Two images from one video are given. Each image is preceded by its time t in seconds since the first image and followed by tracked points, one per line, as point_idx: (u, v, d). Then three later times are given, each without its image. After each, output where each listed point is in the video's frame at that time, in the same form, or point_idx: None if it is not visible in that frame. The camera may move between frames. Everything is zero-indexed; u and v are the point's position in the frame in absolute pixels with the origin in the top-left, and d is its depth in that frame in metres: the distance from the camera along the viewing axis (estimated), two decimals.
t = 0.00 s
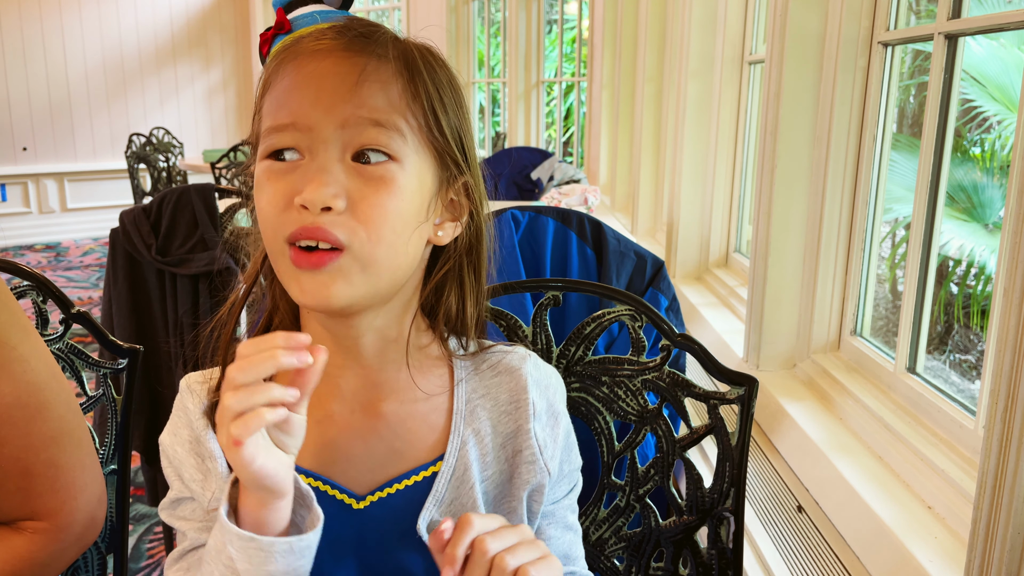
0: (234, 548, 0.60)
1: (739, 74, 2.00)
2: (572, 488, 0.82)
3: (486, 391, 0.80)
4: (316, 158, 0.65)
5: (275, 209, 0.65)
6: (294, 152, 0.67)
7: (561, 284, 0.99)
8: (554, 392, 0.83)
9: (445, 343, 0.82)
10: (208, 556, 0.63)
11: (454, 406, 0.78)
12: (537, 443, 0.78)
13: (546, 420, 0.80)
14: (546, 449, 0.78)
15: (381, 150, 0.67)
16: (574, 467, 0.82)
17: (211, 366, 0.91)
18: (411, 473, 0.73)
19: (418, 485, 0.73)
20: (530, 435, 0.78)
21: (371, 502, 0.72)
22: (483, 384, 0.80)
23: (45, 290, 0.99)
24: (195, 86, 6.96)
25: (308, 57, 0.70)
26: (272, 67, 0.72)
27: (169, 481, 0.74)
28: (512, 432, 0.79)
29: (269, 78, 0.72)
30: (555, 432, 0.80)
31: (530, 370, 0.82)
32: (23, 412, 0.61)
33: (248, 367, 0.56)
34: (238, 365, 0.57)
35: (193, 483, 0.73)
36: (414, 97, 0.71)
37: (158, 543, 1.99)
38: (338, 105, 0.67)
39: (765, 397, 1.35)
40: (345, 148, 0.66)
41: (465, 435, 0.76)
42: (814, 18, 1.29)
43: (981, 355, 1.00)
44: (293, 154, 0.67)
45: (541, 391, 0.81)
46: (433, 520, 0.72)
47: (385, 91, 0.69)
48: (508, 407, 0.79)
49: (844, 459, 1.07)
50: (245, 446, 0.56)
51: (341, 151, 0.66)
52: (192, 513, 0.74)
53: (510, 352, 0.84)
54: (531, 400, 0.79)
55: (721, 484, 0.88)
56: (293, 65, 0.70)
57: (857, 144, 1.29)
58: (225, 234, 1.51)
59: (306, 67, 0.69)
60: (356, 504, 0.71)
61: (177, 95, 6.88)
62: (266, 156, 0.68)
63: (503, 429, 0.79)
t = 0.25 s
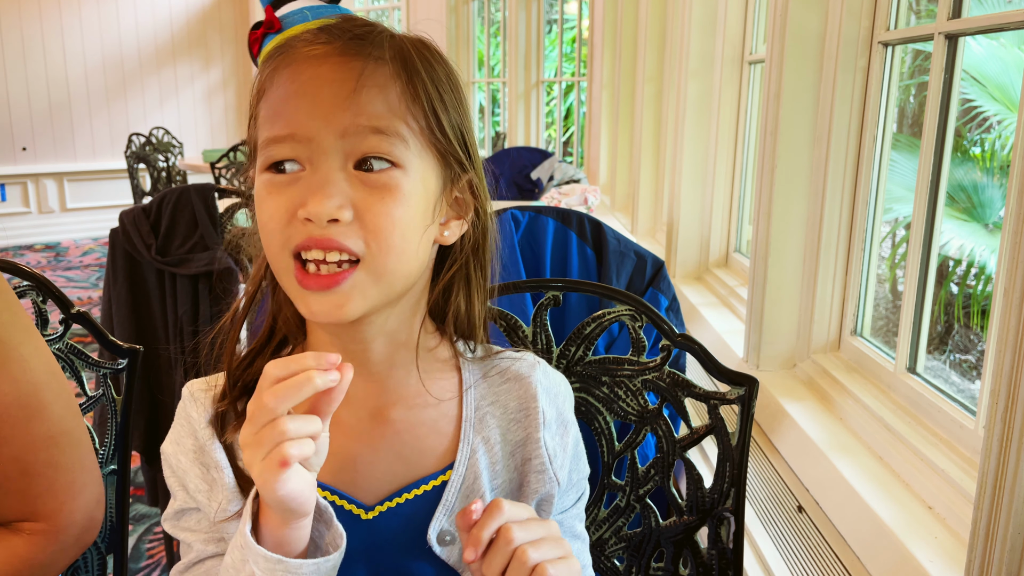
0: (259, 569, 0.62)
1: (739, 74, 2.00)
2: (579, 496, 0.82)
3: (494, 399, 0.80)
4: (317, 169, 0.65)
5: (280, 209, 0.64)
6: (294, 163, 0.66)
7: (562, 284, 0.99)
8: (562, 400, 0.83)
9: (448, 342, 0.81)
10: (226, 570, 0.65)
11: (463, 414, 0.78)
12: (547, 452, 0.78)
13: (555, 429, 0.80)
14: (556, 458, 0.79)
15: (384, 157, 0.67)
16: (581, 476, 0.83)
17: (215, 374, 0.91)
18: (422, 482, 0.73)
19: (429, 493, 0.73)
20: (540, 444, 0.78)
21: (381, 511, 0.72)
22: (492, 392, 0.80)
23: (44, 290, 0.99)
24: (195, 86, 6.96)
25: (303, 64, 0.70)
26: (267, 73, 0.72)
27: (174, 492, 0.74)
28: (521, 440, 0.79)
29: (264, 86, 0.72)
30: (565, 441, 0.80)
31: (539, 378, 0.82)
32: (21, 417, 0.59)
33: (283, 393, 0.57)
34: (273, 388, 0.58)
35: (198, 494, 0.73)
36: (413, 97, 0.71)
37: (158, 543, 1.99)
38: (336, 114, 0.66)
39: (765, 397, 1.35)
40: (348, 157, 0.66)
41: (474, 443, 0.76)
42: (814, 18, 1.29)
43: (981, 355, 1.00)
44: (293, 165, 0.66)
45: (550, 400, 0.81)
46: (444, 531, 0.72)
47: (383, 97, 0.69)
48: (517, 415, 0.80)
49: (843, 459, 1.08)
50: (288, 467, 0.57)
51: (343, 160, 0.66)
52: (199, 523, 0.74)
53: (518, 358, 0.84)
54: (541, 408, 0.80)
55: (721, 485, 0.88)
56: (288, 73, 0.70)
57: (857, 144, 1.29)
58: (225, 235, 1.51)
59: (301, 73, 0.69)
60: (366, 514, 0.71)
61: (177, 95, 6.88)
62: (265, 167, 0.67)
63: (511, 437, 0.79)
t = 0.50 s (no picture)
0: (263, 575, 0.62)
1: (739, 74, 1.99)
2: (585, 497, 0.82)
3: (501, 400, 0.80)
4: (319, 172, 0.65)
5: (281, 209, 0.64)
6: (293, 167, 0.66)
7: (562, 284, 0.99)
8: (568, 400, 0.84)
9: (450, 342, 0.81)
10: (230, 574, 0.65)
11: (470, 415, 0.78)
12: (554, 452, 0.79)
13: (563, 429, 0.81)
14: (563, 458, 0.79)
15: (387, 159, 0.67)
16: (587, 476, 0.83)
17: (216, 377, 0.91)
18: (429, 484, 0.73)
19: (435, 496, 0.73)
20: (548, 444, 0.79)
21: (388, 514, 0.71)
22: (498, 393, 0.81)
23: (43, 289, 0.99)
24: (194, 86, 6.96)
25: (300, 65, 0.69)
26: (262, 75, 0.72)
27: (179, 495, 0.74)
28: (528, 441, 0.79)
29: (260, 88, 0.71)
30: (571, 441, 0.81)
31: (546, 378, 0.82)
32: (23, 410, 0.62)
33: (292, 405, 0.55)
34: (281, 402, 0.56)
35: (204, 498, 0.73)
36: (413, 95, 0.71)
37: (157, 544, 1.99)
38: (336, 116, 0.66)
39: (765, 397, 1.35)
40: (351, 159, 0.66)
41: (482, 444, 0.76)
42: (814, 18, 1.29)
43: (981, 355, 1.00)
44: (292, 169, 0.66)
45: (557, 400, 0.82)
46: (452, 533, 0.72)
47: (382, 96, 0.69)
48: (524, 415, 0.80)
49: (844, 459, 1.07)
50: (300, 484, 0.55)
51: (345, 163, 0.65)
52: (206, 527, 0.74)
53: (524, 359, 0.84)
54: (549, 409, 0.80)
55: (721, 485, 0.88)
56: (286, 76, 0.69)
57: (857, 144, 1.29)
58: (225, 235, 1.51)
59: (298, 75, 0.69)
60: (372, 517, 0.71)
61: (177, 95, 6.88)
62: (265, 171, 0.67)
63: (517, 437, 0.79)
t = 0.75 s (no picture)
0: None
1: (739, 74, 1.99)
2: (587, 499, 0.82)
3: (502, 402, 0.80)
4: (315, 173, 0.65)
5: (279, 211, 0.64)
6: (289, 169, 0.66)
7: (562, 284, 0.99)
8: (570, 400, 0.84)
9: (449, 344, 0.81)
10: None
11: (471, 418, 0.78)
12: (556, 455, 0.79)
13: (564, 431, 0.81)
14: (565, 461, 0.79)
15: (383, 161, 0.67)
16: (589, 478, 0.83)
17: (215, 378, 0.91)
18: (431, 487, 0.73)
19: (437, 499, 0.73)
20: (549, 447, 0.79)
21: (390, 517, 0.71)
22: (500, 395, 0.81)
23: (43, 289, 0.99)
24: (194, 86, 6.96)
25: (296, 66, 0.70)
26: (259, 76, 0.72)
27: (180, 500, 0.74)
28: (530, 443, 0.79)
29: (257, 89, 0.71)
30: (573, 442, 0.81)
31: (548, 379, 0.82)
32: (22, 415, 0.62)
33: (270, 418, 0.54)
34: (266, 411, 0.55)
35: (204, 503, 0.73)
36: (410, 94, 0.71)
37: (157, 544, 1.99)
38: (330, 118, 0.66)
39: (765, 397, 1.35)
40: (347, 161, 0.66)
41: (483, 447, 0.76)
42: (814, 18, 1.29)
43: (981, 355, 1.00)
44: (288, 172, 0.66)
45: (559, 401, 0.82)
46: (453, 536, 0.72)
47: (377, 97, 0.68)
48: (526, 416, 0.80)
49: (844, 459, 1.07)
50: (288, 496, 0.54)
51: (342, 165, 0.65)
52: (206, 532, 0.73)
53: (526, 360, 0.84)
54: (550, 411, 0.80)
55: (721, 485, 0.88)
56: (282, 76, 0.69)
57: (857, 143, 1.29)
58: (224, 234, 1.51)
59: (293, 76, 0.69)
60: (374, 520, 0.71)
61: (176, 94, 6.88)
62: (262, 173, 0.67)
63: (518, 439, 0.79)
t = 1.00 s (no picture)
0: None
1: (739, 74, 1.99)
2: (587, 500, 0.82)
3: (502, 404, 0.80)
4: (314, 176, 0.65)
5: (278, 214, 0.64)
6: (287, 172, 0.66)
7: (562, 284, 0.99)
8: (570, 402, 0.84)
9: (449, 346, 0.81)
10: None
11: (471, 420, 0.78)
12: (556, 457, 0.79)
13: (564, 433, 0.81)
14: (565, 463, 0.79)
15: (381, 164, 0.67)
16: (589, 479, 0.83)
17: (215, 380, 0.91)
18: (431, 490, 0.73)
19: (437, 501, 0.73)
20: (549, 449, 0.79)
21: (390, 520, 0.71)
22: (499, 397, 0.81)
23: (43, 289, 0.99)
24: (194, 86, 6.96)
25: (295, 68, 0.69)
26: (257, 76, 0.71)
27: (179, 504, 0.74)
28: (530, 444, 0.79)
29: (255, 90, 0.71)
30: (573, 444, 0.81)
31: (548, 380, 0.82)
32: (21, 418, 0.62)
33: (275, 422, 0.54)
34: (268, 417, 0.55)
35: (203, 507, 0.73)
36: (409, 96, 0.71)
37: (157, 544, 1.99)
38: (330, 121, 0.66)
39: (765, 397, 1.35)
40: (347, 164, 0.66)
41: (484, 450, 0.76)
42: (814, 17, 1.29)
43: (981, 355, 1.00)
44: (286, 175, 0.66)
45: (559, 402, 0.82)
46: (454, 539, 0.72)
47: (377, 99, 0.68)
48: (527, 418, 0.80)
49: (844, 459, 1.07)
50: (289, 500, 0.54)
51: (341, 170, 0.65)
52: (205, 535, 0.74)
53: (525, 360, 0.84)
54: (550, 412, 0.80)
55: (721, 485, 0.88)
56: (281, 78, 0.69)
57: (858, 143, 1.29)
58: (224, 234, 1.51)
59: (292, 78, 0.69)
60: (374, 523, 0.71)
61: (176, 94, 6.88)
62: (260, 176, 0.67)
63: (518, 441, 0.79)
